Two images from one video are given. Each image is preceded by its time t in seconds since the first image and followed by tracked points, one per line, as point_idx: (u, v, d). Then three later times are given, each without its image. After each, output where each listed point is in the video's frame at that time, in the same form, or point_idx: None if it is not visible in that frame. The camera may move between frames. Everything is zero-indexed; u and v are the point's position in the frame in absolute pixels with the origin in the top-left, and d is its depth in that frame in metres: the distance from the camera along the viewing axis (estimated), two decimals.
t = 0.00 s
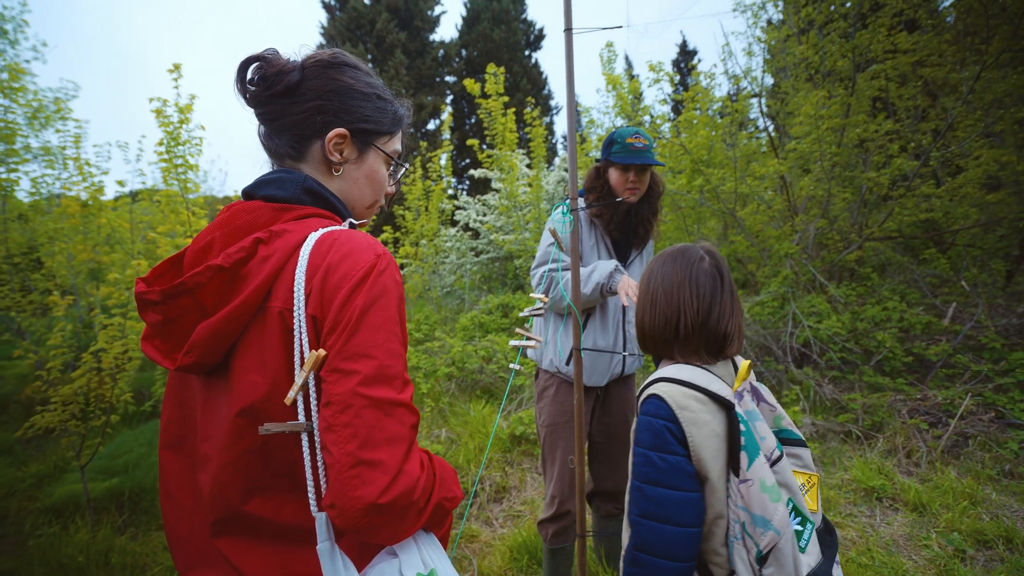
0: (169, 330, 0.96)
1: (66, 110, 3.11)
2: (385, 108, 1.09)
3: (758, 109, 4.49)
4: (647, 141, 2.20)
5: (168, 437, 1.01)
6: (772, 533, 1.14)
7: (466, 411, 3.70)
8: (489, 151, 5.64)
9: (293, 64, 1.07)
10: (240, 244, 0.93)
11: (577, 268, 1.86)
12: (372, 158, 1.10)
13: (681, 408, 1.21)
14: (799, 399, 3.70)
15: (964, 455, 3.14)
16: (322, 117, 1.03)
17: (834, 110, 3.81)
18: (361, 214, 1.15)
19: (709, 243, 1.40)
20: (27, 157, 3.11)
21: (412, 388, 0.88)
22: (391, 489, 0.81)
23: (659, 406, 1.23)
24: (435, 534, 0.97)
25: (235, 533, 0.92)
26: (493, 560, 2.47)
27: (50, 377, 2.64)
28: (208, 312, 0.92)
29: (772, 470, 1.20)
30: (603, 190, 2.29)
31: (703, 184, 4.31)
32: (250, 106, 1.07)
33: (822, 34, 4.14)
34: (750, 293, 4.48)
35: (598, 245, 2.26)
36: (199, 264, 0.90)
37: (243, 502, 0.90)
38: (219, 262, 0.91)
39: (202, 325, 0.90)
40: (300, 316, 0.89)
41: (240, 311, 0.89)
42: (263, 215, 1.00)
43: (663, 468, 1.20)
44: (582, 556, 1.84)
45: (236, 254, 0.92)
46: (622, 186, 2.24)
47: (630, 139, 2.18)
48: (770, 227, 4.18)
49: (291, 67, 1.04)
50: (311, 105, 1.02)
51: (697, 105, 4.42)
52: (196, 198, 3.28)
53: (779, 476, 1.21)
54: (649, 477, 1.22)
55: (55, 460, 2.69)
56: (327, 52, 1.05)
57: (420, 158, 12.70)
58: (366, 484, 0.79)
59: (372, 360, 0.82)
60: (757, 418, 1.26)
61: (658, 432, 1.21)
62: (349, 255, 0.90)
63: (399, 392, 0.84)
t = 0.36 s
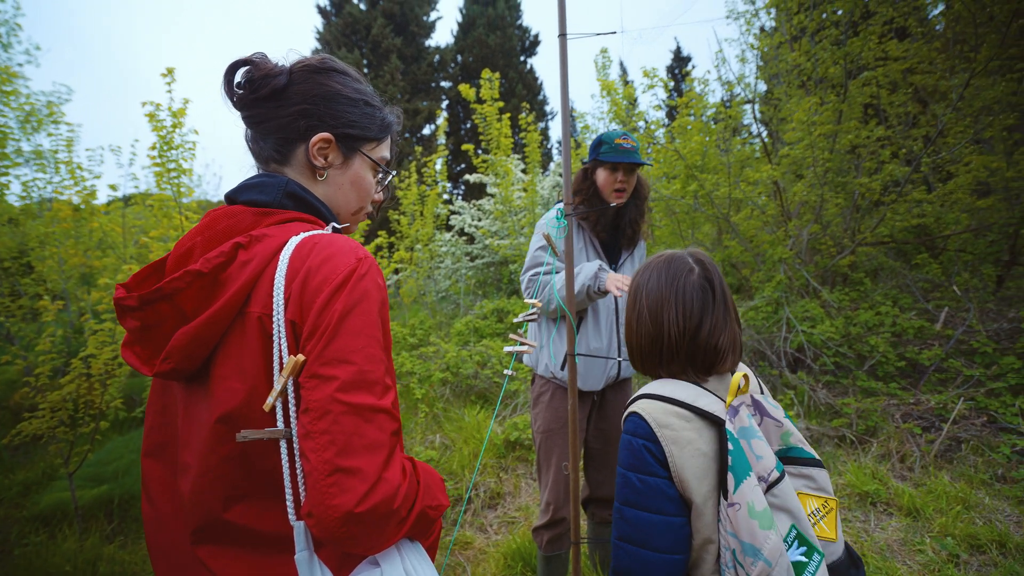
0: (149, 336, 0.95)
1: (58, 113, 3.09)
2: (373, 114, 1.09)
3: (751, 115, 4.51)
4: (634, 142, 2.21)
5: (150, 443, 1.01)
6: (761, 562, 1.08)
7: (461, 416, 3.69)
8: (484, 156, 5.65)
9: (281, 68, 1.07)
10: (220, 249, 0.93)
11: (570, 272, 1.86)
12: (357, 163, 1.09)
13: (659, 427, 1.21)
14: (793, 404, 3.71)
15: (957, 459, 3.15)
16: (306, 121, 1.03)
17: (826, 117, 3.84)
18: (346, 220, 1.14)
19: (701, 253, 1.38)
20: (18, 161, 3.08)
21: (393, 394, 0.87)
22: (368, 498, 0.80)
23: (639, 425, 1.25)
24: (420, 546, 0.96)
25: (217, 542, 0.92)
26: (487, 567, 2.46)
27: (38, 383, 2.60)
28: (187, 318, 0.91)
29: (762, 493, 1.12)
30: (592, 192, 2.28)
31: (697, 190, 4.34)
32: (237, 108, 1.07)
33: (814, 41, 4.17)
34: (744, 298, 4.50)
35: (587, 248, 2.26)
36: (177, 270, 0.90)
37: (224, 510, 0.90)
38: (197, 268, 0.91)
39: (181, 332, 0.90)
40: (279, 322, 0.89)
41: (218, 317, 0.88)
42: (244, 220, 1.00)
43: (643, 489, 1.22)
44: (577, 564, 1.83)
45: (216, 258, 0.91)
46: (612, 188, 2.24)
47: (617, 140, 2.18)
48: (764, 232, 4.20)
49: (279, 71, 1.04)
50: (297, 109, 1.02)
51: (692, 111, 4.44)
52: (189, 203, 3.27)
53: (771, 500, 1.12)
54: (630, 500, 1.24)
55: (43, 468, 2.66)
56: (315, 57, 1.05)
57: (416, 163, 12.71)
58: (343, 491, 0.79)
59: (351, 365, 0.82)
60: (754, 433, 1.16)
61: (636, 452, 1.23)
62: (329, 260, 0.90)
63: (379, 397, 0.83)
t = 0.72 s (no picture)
0: (134, 344, 0.95)
1: (54, 117, 3.09)
2: (362, 122, 1.09)
3: (747, 121, 4.53)
4: (625, 147, 2.22)
5: (135, 452, 1.01)
6: None
7: (457, 421, 3.68)
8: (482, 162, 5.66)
9: (271, 76, 1.08)
10: (205, 257, 0.93)
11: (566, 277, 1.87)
12: (345, 171, 1.09)
13: (682, 442, 1.14)
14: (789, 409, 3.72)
15: (952, 464, 3.16)
16: (294, 128, 1.03)
17: (821, 123, 3.86)
18: (333, 226, 1.14)
19: (720, 259, 1.31)
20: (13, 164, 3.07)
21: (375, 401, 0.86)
22: (349, 505, 0.79)
23: (657, 440, 1.16)
24: (407, 553, 0.95)
25: (200, 552, 0.91)
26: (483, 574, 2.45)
27: (31, 388, 2.59)
28: (171, 325, 0.91)
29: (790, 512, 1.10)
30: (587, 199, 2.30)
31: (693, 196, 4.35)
32: (226, 114, 1.07)
33: (809, 49, 4.20)
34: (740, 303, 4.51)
35: (586, 253, 2.25)
36: (161, 277, 0.90)
37: (207, 518, 0.90)
38: (181, 275, 0.91)
39: (164, 340, 0.89)
40: (262, 330, 0.89)
41: (201, 325, 0.88)
42: (230, 227, 1.00)
43: (662, 511, 1.13)
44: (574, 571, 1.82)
45: (200, 266, 0.91)
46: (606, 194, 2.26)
47: (607, 147, 2.21)
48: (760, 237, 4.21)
49: (268, 78, 1.04)
50: (284, 116, 1.03)
51: (688, 117, 4.47)
52: (185, 207, 3.26)
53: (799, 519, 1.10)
54: (648, 523, 1.15)
55: (34, 474, 2.62)
56: (305, 65, 1.05)
57: (413, 167, 12.73)
58: (323, 499, 0.78)
59: (333, 372, 0.82)
60: (774, 447, 1.17)
61: (655, 471, 1.15)
62: (312, 266, 0.90)
63: (361, 404, 0.83)
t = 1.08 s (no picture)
0: (125, 347, 0.94)
1: (53, 121, 3.09)
2: (360, 129, 1.08)
3: (745, 125, 4.54)
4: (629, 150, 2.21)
5: (125, 456, 1.00)
6: None
7: (456, 426, 3.67)
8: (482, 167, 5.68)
9: (271, 81, 1.08)
10: (198, 260, 0.92)
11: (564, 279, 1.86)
12: (342, 177, 1.09)
13: (707, 459, 1.11)
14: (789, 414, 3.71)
15: (953, 469, 3.15)
16: (292, 133, 1.03)
17: (819, 128, 3.88)
18: (328, 231, 1.13)
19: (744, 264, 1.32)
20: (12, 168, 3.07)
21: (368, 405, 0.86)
22: (339, 511, 0.79)
23: (681, 457, 1.13)
24: (397, 560, 0.94)
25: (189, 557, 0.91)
26: None
27: (27, 393, 2.57)
28: (164, 328, 0.91)
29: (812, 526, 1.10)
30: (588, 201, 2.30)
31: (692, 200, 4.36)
32: (225, 117, 1.07)
33: (807, 54, 4.22)
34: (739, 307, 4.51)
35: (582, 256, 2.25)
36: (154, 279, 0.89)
37: (195, 523, 0.89)
38: (175, 278, 0.90)
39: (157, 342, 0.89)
40: (256, 333, 0.88)
41: (194, 327, 0.88)
42: (224, 230, 1.00)
43: (682, 531, 1.09)
44: None
45: (193, 269, 0.91)
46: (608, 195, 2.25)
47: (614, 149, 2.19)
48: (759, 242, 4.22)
49: (268, 83, 1.04)
50: (283, 120, 1.02)
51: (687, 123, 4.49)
52: (185, 212, 3.26)
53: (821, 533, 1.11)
54: (667, 542, 1.11)
55: (31, 479, 2.57)
56: (306, 71, 1.05)
57: (412, 172, 12.75)
58: (313, 504, 0.77)
59: (326, 375, 0.81)
60: (791, 460, 1.19)
61: (678, 489, 1.11)
62: (306, 269, 0.89)
63: (353, 408, 0.82)
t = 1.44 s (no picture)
0: (118, 350, 0.93)
1: (53, 125, 3.08)
2: (358, 134, 1.08)
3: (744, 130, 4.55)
4: (616, 154, 2.20)
5: (118, 462, 0.99)
6: None
7: (455, 431, 3.66)
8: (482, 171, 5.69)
9: (270, 85, 1.08)
10: (193, 262, 0.92)
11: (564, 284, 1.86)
12: (339, 181, 1.09)
13: (715, 451, 1.11)
14: (789, 418, 3.71)
15: (953, 474, 3.14)
16: (290, 136, 1.03)
17: (818, 133, 3.89)
18: (324, 235, 1.13)
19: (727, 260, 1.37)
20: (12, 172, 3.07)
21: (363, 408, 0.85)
22: (335, 515, 0.78)
23: (689, 450, 1.12)
24: (393, 565, 0.94)
25: (182, 563, 0.90)
26: None
27: (25, 397, 2.56)
28: (159, 331, 0.90)
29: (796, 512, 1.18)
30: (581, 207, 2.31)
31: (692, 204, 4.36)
32: (222, 120, 1.07)
33: (805, 59, 4.23)
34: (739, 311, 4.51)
35: (578, 261, 2.26)
36: (149, 282, 0.89)
37: (189, 528, 0.88)
38: (170, 281, 0.90)
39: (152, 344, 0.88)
40: (251, 335, 0.88)
41: (189, 330, 0.87)
42: (219, 233, 0.99)
43: (694, 522, 1.08)
44: None
45: (188, 271, 0.91)
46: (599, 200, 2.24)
47: (599, 154, 2.18)
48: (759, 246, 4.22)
49: (267, 86, 1.04)
50: (282, 123, 1.03)
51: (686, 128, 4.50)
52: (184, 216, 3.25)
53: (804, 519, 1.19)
54: (680, 534, 1.08)
55: (27, 485, 2.63)
56: (305, 76, 1.05)
57: (411, 176, 12.76)
58: (309, 508, 0.77)
59: (321, 378, 0.81)
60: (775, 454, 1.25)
61: (689, 482, 1.09)
62: (302, 271, 0.89)
63: (349, 411, 0.82)
